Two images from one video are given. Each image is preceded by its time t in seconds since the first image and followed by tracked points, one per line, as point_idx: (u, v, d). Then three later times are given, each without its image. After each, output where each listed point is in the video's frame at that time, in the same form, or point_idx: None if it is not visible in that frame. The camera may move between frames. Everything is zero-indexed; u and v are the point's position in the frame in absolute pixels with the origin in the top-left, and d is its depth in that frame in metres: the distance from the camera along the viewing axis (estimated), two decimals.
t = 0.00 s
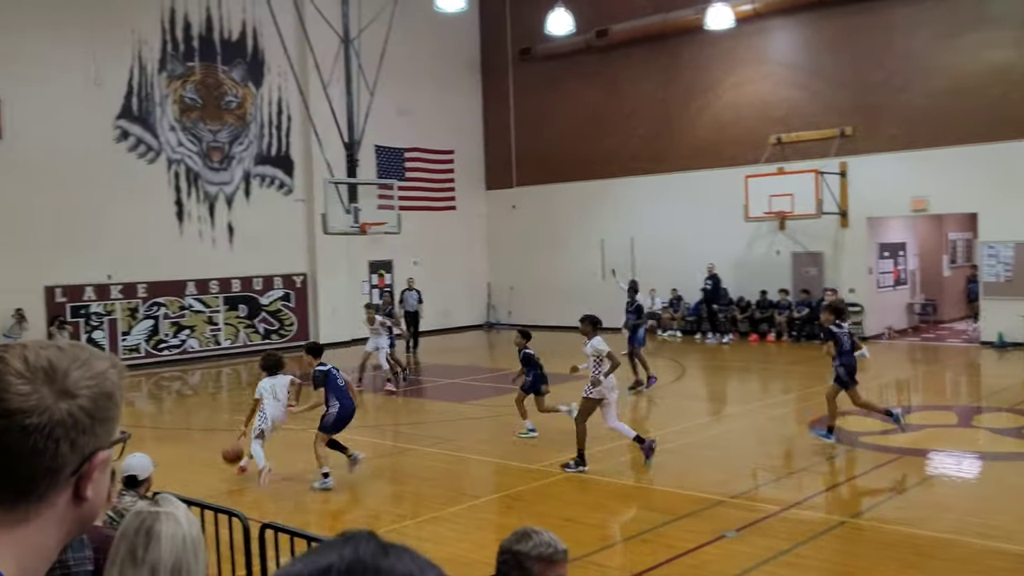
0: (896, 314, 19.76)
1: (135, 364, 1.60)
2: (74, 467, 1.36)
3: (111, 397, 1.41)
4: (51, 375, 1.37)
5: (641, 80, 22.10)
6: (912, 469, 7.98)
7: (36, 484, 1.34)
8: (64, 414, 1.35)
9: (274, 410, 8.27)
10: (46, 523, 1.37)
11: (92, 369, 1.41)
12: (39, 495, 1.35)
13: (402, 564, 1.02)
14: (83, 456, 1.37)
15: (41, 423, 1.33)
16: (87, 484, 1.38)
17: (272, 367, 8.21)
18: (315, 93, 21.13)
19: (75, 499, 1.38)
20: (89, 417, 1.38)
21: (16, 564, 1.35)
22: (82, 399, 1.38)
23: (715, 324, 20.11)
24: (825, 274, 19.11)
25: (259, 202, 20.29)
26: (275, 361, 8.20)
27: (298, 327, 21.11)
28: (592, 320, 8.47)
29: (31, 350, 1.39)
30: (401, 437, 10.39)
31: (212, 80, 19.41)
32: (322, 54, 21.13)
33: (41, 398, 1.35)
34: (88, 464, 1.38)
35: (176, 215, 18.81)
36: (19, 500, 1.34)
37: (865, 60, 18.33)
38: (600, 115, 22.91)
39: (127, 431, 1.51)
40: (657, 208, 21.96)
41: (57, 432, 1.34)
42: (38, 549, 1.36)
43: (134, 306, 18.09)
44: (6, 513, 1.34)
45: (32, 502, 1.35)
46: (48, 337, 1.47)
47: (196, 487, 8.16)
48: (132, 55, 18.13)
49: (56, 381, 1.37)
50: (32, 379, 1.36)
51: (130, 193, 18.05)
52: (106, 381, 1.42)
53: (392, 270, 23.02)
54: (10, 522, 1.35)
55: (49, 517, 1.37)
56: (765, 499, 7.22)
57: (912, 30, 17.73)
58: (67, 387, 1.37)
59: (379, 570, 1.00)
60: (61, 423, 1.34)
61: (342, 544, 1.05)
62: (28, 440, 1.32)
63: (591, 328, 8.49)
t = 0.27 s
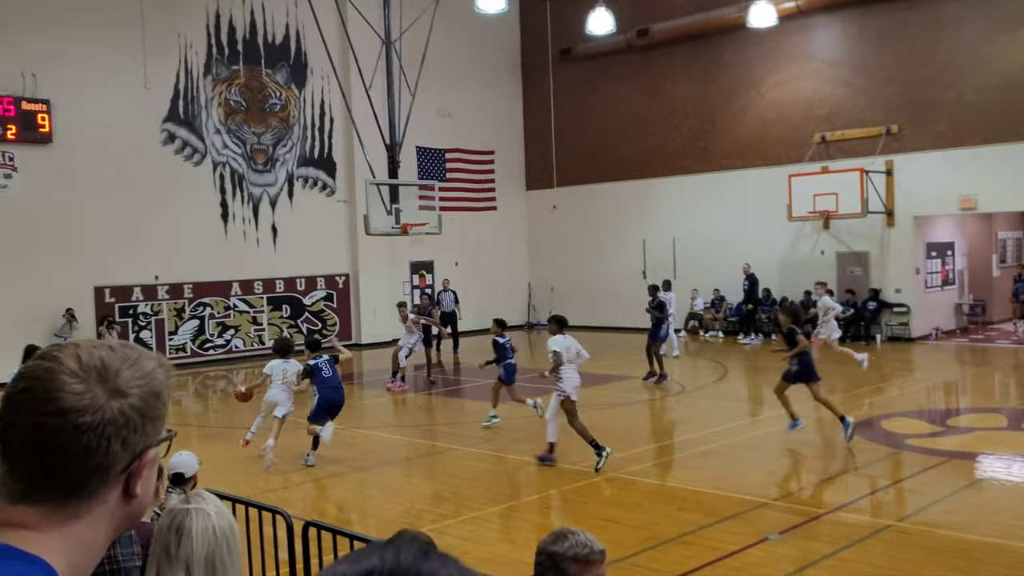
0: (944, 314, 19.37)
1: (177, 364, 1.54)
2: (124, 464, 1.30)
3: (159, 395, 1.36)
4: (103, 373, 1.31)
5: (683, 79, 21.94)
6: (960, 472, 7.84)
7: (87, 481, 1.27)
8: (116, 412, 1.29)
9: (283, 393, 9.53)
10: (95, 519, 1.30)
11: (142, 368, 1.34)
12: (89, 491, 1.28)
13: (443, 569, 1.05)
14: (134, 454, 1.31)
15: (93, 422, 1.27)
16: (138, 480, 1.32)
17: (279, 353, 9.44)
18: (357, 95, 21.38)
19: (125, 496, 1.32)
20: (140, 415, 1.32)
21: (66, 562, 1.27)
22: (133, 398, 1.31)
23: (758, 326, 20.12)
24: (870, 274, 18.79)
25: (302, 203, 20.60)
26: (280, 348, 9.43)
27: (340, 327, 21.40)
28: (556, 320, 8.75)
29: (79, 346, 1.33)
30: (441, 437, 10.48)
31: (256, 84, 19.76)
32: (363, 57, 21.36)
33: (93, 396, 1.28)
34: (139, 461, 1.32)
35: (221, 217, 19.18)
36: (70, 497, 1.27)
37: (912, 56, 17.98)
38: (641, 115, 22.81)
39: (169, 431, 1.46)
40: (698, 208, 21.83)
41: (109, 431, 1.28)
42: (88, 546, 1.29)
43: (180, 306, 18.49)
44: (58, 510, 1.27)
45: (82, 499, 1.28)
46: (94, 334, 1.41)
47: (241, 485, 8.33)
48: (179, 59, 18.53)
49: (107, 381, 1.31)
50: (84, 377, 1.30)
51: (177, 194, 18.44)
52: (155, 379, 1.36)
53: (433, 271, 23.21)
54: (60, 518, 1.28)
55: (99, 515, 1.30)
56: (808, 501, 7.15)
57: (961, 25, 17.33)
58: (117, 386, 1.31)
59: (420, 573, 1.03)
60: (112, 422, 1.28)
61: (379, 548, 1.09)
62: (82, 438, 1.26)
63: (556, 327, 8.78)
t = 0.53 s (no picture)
0: (987, 314, 19.00)
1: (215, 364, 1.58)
2: (165, 462, 1.33)
3: (199, 393, 1.39)
4: (145, 373, 1.35)
5: (719, 78, 21.79)
6: (1004, 476, 7.70)
7: (129, 479, 1.30)
8: (157, 411, 1.32)
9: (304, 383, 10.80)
10: (137, 517, 1.33)
11: (183, 368, 1.38)
12: (131, 488, 1.31)
13: None
14: (174, 452, 1.34)
15: (136, 421, 1.30)
16: (178, 479, 1.35)
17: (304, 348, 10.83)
18: (393, 96, 21.57)
19: (165, 494, 1.35)
20: (181, 414, 1.35)
21: (110, 560, 1.29)
22: (174, 397, 1.35)
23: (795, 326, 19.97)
24: (910, 273, 18.48)
25: (338, 204, 20.84)
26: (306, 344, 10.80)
27: (375, 327, 21.59)
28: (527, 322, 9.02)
29: (123, 347, 1.37)
30: (476, 437, 10.53)
31: (293, 85, 20.04)
32: (399, 58, 21.53)
33: (136, 395, 1.32)
34: (179, 460, 1.35)
35: (259, 217, 19.47)
36: (112, 495, 1.30)
37: (955, 52, 17.66)
38: (676, 114, 22.69)
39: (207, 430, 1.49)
40: (734, 208, 21.67)
41: (150, 429, 1.31)
42: (129, 543, 1.32)
43: (219, 306, 18.79)
44: (100, 508, 1.30)
45: (123, 496, 1.31)
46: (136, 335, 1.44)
47: (280, 483, 8.46)
48: (218, 62, 18.84)
49: (149, 380, 1.34)
50: (127, 376, 1.33)
51: (217, 196, 18.76)
52: (195, 379, 1.39)
53: (468, 271, 23.31)
54: (103, 516, 1.30)
55: (140, 513, 1.33)
56: (847, 504, 7.07)
57: (1007, 20, 16.97)
58: (159, 385, 1.34)
59: None
60: (154, 421, 1.31)
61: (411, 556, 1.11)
62: (125, 437, 1.29)
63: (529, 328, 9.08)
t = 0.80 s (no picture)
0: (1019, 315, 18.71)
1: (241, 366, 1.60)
2: (194, 461, 1.34)
3: (227, 393, 1.41)
4: (174, 372, 1.37)
5: (746, 76, 21.64)
6: None
7: (159, 478, 1.32)
8: (187, 410, 1.34)
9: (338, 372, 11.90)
10: (166, 515, 1.34)
11: (211, 367, 1.40)
12: (160, 487, 1.32)
13: None
14: (203, 452, 1.35)
15: (165, 420, 1.32)
16: (206, 478, 1.37)
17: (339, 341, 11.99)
18: (418, 96, 21.66)
19: (193, 494, 1.36)
20: (208, 414, 1.37)
21: (139, 559, 1.30)
22: (202, 396, 1.37)
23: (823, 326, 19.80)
24: (941, 273, 18.23)
25: (364, 204, 20.98)
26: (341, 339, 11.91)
27: (401, 327, 21.70)
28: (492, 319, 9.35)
29: (153, 347, 1.40)
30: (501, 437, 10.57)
31: (320, 86, 20.21)
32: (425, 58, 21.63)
33: (165, 394, 1.34)
34: (206, 459, 1.36)
35: (286, 217, 19.65)
36: (142, 494, 1.32)
37: (987, 48, 17.40)
38: (703, 113, 22.57)
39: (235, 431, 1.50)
40: (761, 207, 21.51)
41: (180, 428, 1.33)
42: (158, 541, 1.33)
43: (246, 306, 18.99)
44: (130, 506, 1.32)
45: (154, 496, 1.33)
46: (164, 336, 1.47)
47: (307, 482, 8.55)
48: (245, 63, 19.05)
49: (178, 380, 1.37)
50: (156, 375, 1.36)
51: (244, 196, 18.97)
52: (223, 379, 1.41)
53: (493, 271, 23.37)
54: (132, 513, 1.32)
55: (169, 512, 1.35)
56: (876, 506, 7.01)
57: None
58: (189, 385, 1.37)
59: None
60: (183, 419, 1.34)
61: (438, 561, 1.11)
62: (154, 435, 1.31)
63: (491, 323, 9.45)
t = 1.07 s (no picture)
0: None
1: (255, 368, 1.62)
2: (209, 460, 1.36)
3: (242, 393, 1.43)
4: (190, 372, 1.39)
5: (762, 75, 21.56)
6: None
7: (174, 476, 1.33)
8: (202, 410, 1.36)
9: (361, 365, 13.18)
10: (181, 514, 1.36)
11: (227, 367, 1.42)
12: (176, 485, 1.34)
13: None
14: (218, 451, 1.37)
15: (181, 420, 1.34)
16: (221, 477, 1.38)
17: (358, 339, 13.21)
18: (432, 96, 21.72)
19: (208, 492, 1.37)
20: (225, 413, 1.39)
21: (155, 558, 1.31)
22: (218, 396, 1.38)
23: (840, 326, 19.70)
24: (959, 273, 18.08)
25: (378, 204, 21.06)
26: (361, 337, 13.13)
27: (416, 326, 21.76)
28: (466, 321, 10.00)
29: (169, 346, 1.41)
30: (515, 437, 10.58)
31: (335, 86, 20.31)
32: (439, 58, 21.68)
33: (181, 393, 1.36)
34: (223, 459, 1.38)
35: (301, 218, 19.75)
36: (157, 492, 1.33)
37: (1005, 46, 17.25)
38: (718, 112, 22.49)
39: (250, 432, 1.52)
40: (776, 207, 21.42)
41: (195, 427, 1.35)
42: (173, 540, 1.34)
43: (261, 305, 19.10)
44: (145, 505, 1.33)
45: (168, 494, 1.34)
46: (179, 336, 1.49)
47: (321, 481, 8.60)
48: (260, 63, 19.16)
49: (194, 379, 1.39)
50: (172, 375, 1.38)
51: (259, 197, 19.08)
52: (237, 378, 1.43)
53: (507, 271, 23.39)
54: (148, 512, 1.33)
55: (184, 511, 1.36)
56: (892, 507, 6.97)
57: None
58: (204, 384, 1.39)
59: None
60: (198, 419, 1.35)
61: (446, 563, 1.12)
62: (169, 434, 1.32)
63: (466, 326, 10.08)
